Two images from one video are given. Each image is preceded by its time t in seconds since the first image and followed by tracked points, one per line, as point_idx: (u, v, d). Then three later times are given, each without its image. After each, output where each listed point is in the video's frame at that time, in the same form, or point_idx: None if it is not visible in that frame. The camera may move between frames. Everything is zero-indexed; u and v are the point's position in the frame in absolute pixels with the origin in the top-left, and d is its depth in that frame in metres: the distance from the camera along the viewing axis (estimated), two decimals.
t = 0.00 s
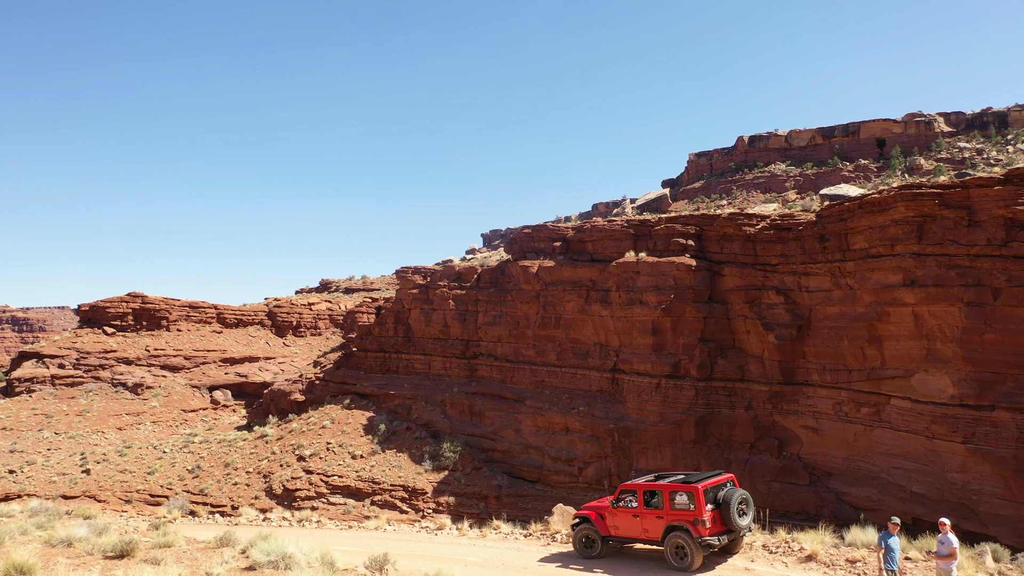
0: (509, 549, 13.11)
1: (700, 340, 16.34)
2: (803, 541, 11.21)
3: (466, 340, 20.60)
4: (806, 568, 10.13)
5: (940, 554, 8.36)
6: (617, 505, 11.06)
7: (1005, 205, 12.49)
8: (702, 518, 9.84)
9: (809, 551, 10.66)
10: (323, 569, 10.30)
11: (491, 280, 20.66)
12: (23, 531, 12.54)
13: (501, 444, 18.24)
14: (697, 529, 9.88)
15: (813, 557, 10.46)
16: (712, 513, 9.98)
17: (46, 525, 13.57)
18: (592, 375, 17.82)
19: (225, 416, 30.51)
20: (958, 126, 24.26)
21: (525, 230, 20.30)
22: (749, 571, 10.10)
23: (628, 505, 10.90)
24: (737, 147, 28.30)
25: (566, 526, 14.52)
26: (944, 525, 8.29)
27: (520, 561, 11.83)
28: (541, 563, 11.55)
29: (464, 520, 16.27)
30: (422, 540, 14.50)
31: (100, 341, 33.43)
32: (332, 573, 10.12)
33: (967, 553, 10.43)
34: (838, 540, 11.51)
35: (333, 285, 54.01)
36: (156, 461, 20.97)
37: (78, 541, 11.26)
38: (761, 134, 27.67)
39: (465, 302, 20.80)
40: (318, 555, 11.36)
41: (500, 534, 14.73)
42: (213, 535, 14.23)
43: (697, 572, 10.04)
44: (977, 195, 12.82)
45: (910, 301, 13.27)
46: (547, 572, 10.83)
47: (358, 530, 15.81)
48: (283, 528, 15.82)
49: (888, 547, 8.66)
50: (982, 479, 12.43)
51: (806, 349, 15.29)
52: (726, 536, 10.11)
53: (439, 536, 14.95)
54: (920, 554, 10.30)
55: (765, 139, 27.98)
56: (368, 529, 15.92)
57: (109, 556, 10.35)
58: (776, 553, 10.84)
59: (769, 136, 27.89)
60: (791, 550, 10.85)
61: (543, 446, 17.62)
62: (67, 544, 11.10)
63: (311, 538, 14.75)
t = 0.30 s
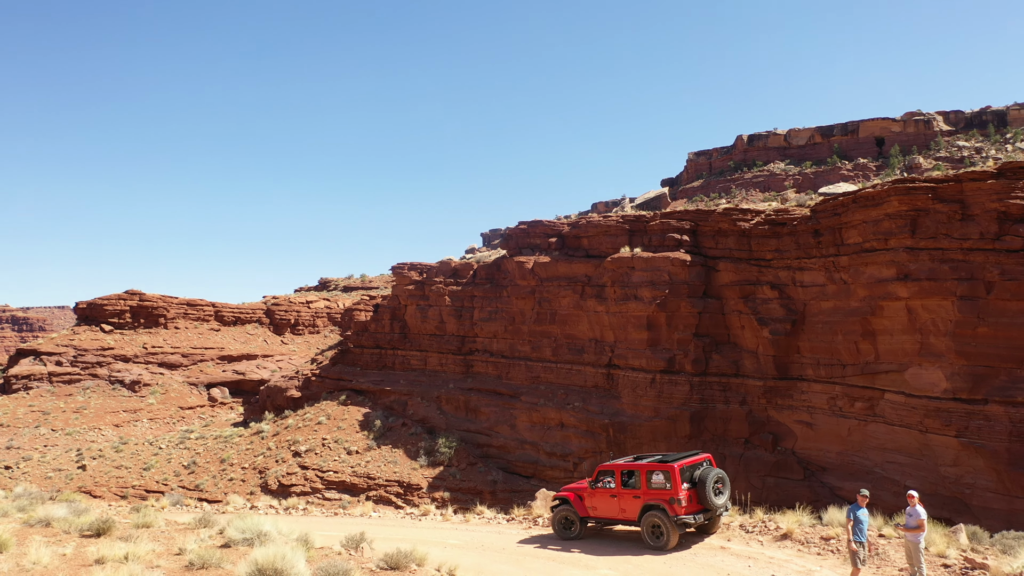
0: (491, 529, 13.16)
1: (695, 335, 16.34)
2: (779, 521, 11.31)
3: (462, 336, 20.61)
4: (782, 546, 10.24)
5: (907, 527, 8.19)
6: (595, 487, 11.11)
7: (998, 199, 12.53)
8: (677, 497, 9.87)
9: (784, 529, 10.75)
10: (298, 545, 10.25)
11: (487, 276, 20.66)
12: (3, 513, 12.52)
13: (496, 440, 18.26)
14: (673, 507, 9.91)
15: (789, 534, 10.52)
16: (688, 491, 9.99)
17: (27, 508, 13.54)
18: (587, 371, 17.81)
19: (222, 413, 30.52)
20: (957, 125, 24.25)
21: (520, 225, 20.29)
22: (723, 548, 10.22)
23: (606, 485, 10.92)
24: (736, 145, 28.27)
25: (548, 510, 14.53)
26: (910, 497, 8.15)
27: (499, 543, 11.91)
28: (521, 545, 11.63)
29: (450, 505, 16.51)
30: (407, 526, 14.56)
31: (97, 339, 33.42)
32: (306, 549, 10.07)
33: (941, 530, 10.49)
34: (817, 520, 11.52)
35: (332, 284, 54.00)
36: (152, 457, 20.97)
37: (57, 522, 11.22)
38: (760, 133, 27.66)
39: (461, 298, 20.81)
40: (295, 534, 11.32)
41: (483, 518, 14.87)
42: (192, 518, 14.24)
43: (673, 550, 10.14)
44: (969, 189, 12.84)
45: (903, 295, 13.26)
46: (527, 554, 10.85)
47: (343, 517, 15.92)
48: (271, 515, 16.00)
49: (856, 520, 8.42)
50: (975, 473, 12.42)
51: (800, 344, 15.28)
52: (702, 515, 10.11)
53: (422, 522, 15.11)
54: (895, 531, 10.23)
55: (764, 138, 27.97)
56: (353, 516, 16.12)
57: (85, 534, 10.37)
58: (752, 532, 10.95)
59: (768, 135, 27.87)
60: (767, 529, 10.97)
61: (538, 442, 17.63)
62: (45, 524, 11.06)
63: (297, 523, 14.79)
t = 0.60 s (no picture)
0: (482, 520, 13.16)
1: (689, 331, 16.35)
2: (754, 506, 11.49)
3: (457, 334, 20.60)
4: (755, 531, 10.39)
5: (872, 507, 8.33)
6: (572, 474, 11.35)
7: (990, 194, 12.54)
8: (649, 482, 10.06)
9: (757, 514, 10.98)
10: (271, 530, 10.23)
11: (482, 273, 20.65)
12: None
13: (491, 437, 18.25)
14: (646, 492, 10.11)
15: (761, 519, 10.74)
16: (662, 476, 10.18)
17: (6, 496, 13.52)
18: (582, 368, 17.80)
19: (219, 411, 30.51)
20: (956, 124, 24.27)
21: (515, 223, 20.29)
22: (698, 534, 10.35)
23: (583, 471, 11.15)
24: (734, 144, 28.26)
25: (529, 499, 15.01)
26: (876, 478, 8.28)
27: (476, 530, 12.09)
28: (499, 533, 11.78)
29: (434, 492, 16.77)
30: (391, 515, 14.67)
31: (94, 337, 33.40)
32: (278, 533, 10.05)
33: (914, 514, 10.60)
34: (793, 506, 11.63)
35: (330, 283, 53.98)
36: (147, 454, 20.97)
37: (32, 507, 11.18)
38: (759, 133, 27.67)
39: (456, 295, 20.81)
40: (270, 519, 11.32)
41: (464, 508, 15.44)
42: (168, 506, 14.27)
43: (647, 536, 10.30)
44: (962, 184, 12.83)
45: (895, 290, 13.24)
46: (502, 541, 10.95)
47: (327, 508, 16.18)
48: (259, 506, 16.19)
49: (821, 500, 8.47)
50: (967, 468, 12.42)
51: (794, 340, 15.29)
52: (676, 500, 10.29)
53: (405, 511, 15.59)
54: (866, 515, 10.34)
55: (763, 137, 27.97)
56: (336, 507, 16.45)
57: (59, 519, 10.43)
58: (726, 517, 11.16)
59: (767, 134, 27.88)
60: (740, 514, 11.19)
61: (533, 439, 17.63)
62: (20, 510, 11.01)
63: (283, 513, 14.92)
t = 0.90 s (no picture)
0: (471, 513, 13.19)
1: (682, 329, 16.36)
2: (726, 498, 11.54)
3: (452, 332, 20.62)
4: (723, 521, 10.51)
5: (833, 496, 8.26)
6: (545, 467, 11.56)
7: (981, 192, 12.54)
8: (621, 474, 10.22)
9: (728, 506, 11.03)
10: (237, 521, 10.18)
11: (477, 272, 20.64)
12: None
13: (485, 435, 18.26)
14: (617, 484, 10.27)
15: (731, 511, 10.79)
16: (633, 469, 10.34)
17: None
18: (576, 366, 17.81)
19: (216, 410, 30.51)
20: (954, 123, 24.32)
21: (509, 221, 20.30)
22: (668, 525, 10.45)
23: (557, 463, 11.35)
24: (733, 144, 28.24)
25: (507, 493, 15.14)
26: (839, 468, 8.21)
27: (451, 523, 12.20)
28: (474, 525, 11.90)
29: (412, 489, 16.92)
30: (368, 510, 14.70)
31: (91, 336, 33.41)
32: (244, 524, 9.99)
33: (882, 505, 10.68)
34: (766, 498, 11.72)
35: (329, 282, 53.95)
36: (142, 452, 21.01)
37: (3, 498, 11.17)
38: (758, 132, 27.65)
39: (451, 293, 20.81)
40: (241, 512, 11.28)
41: (444, 502, 15.55)
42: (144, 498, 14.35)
43: (617, 527, 10.40)
44: (954, 182, 12.83)
45: (887, 288, 13.24)
46: (472, 533, 10.96)
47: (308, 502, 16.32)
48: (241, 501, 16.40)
49: (783, 489, 8.36)
50: (959, 466, 12.41)
51: (787, 338, 15.29)
52: (647, 492, 10.44)
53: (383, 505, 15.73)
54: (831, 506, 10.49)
55: (762, 136, 27.96)
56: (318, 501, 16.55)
57: (32, 511, 10.53)
58: (697, 510, 11.22)
59: (765, 134, 27.87)
60: (712, 506, 11.25)
61: (526, 437, 17.65)
62: None
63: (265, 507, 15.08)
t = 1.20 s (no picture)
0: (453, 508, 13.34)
1: (676, 328, 16.34)
2: (697, 492, 11.86)
3: (446, 331, 20.63)
4: (691, 516, 10.74)
5: (793, 487, 8.40)
6: (518, 461, 11.89)
7: (972, 190, 12.54)
8: (590, 467, 10.59)
9: (697, 499, 11.39)
10: (201, 513, 10.16)
11: (472, 270, 20.63)
12: None
13: (479, 433, 18.25)
14: (587, 478, 10.59)
15: (700, 505, 11.14)
16: (603, 462, 10.65)
17: None
18: (570, 364, 17.81)
19: (212, 409, 30.49)
20: (952, 123, 24.31)
21: (504, 220, 20.30)
22: (637, 520, 10.67)
23: (528, 458, 11.74)
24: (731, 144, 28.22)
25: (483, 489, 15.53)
26: (799, 459, 8.38)
27: (424, 517, 12.31)
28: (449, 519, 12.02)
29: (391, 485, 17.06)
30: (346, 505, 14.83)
31: (88, 335, 33.41)
32: (207, 516, 9.96)
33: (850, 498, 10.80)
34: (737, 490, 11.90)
35: (327, 282, 53.92)
36: (137, 451, 21.03)
37: None
38: (756, 131, 27.63)
39: (446, 292, 20.80)
40: (209, 505, 11.27)
41: (422, 497, 15.93)
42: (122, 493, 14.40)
43: (587, 520, 10.76)
44: (945, 179, 12.83)
45: (879, 286, 13.23)
46: (444, 527, 11.06)
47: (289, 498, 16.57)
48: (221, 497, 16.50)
49: (744, 480, 8.58)
50: (950, 464, 12.39)
51: (780, 336, 15.29)
52: (616, 485, 10.76)
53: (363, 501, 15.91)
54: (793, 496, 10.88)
55: (761, 136, 27.94)
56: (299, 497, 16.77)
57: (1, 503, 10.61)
58: (668, 503, 11.59)
59: (764, 134, 27.83)
60: (682, 500, 11.60)
61: (519, 435, 17.66)
62: None
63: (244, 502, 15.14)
